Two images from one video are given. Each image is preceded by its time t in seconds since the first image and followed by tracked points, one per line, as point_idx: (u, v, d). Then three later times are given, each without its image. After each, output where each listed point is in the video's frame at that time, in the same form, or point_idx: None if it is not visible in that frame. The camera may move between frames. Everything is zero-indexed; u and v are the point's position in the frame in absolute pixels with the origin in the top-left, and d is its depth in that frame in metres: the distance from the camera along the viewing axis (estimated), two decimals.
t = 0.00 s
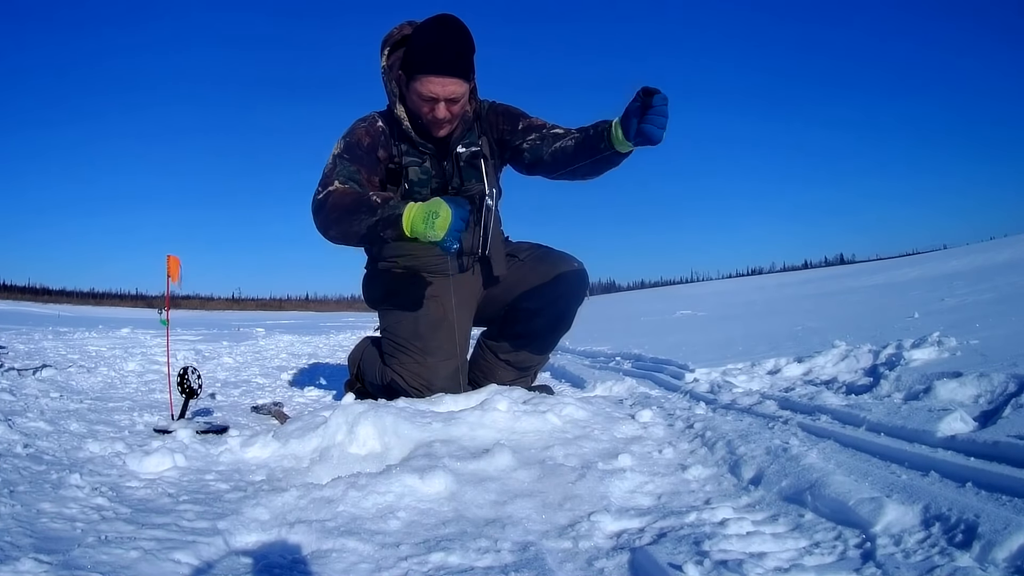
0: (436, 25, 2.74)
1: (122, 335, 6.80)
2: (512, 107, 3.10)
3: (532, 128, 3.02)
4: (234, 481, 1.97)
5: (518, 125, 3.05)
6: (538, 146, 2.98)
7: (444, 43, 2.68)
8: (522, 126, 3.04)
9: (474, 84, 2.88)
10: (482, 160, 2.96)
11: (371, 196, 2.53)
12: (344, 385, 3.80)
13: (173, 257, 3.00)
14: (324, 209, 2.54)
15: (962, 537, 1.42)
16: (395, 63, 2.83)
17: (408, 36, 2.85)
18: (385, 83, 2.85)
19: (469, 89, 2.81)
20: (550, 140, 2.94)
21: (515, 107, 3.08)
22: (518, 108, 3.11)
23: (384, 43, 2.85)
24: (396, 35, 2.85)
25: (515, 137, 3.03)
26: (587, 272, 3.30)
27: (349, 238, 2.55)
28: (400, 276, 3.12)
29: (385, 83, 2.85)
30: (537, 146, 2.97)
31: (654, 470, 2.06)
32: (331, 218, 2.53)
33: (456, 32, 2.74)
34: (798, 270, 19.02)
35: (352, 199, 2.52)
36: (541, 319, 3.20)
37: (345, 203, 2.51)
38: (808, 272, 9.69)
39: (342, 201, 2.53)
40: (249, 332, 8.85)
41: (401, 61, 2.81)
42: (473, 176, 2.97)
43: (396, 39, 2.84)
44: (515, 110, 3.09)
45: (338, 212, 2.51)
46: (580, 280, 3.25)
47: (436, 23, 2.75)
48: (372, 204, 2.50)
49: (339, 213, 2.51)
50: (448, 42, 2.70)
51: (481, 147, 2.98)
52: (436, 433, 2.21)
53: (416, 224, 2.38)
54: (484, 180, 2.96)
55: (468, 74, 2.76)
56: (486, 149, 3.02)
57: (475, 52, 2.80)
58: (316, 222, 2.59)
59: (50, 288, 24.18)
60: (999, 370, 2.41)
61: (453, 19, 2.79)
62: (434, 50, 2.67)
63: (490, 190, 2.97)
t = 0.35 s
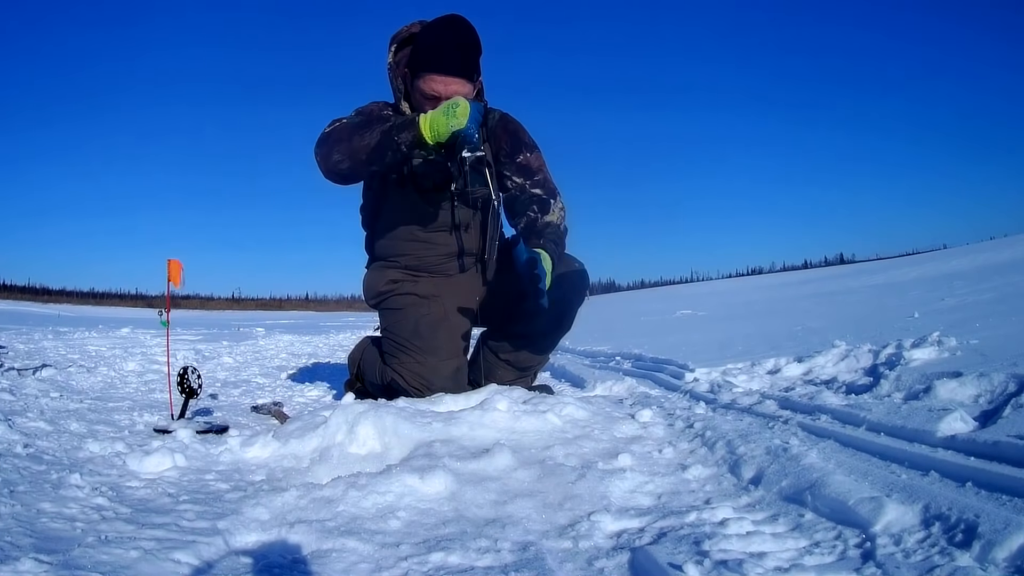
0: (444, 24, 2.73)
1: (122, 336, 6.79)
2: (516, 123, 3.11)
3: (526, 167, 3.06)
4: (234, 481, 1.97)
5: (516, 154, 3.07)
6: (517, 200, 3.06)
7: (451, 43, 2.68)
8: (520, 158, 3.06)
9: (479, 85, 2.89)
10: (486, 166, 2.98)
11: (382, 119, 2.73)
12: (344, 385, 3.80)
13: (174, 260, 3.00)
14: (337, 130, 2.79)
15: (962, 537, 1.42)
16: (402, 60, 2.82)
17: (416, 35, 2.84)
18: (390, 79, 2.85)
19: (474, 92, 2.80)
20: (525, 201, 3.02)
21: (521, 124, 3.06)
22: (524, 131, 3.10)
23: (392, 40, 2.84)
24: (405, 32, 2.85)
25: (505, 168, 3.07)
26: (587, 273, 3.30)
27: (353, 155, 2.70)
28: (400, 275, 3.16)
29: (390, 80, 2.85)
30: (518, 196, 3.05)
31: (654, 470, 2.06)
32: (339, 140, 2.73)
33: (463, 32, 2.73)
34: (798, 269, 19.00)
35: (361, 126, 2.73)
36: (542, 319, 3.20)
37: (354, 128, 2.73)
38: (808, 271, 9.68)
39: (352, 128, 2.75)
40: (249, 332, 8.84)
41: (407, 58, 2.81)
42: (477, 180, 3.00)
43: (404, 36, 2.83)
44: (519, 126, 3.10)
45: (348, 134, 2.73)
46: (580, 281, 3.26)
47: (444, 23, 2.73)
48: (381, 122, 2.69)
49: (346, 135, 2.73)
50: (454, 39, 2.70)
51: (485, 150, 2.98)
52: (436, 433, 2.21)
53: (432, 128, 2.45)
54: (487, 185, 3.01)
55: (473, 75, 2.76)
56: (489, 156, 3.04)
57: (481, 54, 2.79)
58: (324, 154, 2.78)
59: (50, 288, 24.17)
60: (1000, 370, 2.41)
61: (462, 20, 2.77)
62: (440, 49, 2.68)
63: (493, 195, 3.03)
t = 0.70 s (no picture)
0: (440, 26, 2.72)
1: (122, 336, 6.79)
2: (516, 124, 3.07)
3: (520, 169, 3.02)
4: (234, 481, 1.97)
5: (515, 157, 3.02)
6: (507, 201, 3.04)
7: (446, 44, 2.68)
8: (518, 158, 3.02)
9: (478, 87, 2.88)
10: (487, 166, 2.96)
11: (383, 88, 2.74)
12: (344, 385, 3.80)
13: (178, 276, 3.00)
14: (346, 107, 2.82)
15: (962, 537, 1.42)
16: (399, 63, 2.81)
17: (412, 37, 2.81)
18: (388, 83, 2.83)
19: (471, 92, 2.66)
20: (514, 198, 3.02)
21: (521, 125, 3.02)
22: (524, 131, 3.06)
23: (388, 43, 2.84)
24: (400, 34, 2.83)
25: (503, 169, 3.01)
26: (587, 272, 3.30)
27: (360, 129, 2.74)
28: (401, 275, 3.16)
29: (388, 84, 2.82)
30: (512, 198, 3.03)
31: (655, 470, 2.06)
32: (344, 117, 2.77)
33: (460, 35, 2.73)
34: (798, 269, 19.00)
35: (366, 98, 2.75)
36: (542, 318, 3.20)
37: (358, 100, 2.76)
38: (807, 271, 9.68)
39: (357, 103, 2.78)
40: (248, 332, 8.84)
41: (405, 61, 2.79)
42: (477, 181, 2.99)
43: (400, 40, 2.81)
44: (520, 129, 3.05)
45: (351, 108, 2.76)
46: (580, 280, 3.26)
47: (440, 25, 2.73)
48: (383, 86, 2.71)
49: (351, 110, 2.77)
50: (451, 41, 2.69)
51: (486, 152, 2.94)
52: (436, 433, 2.21)
53: (426, 77, 2.45)
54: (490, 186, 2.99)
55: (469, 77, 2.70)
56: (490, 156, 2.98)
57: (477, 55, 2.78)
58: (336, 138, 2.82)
59: (50, 288, 24.18)
60: (1000, 370, 2.41)
61: (458, 21, 2.77)
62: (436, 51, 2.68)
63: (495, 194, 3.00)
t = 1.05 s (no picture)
0: (436, 26, 2.74)
1: (123, 336, 6.79)
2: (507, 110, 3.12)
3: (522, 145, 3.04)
4: (234, 481, 1.97)
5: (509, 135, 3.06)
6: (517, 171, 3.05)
7: (445, 43, 2.68)
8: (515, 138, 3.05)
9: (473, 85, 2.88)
10: (482, 161, 2.93)
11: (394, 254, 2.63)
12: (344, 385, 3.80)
13: (174, 265, 3.00)
14: (354, 244, 2.67)
15: (962, 537, 1.42)
16: (396, 64, 2.81)
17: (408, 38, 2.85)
18: (387, 85, 2.83)
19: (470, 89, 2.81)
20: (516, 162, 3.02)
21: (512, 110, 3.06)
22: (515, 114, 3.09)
23: (385, 44, 2.84)
24: (396, 36, 2.83)
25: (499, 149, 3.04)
26: (587, 272, 3.30)
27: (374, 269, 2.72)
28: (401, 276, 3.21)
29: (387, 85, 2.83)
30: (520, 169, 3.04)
31: (655, 470, 2.06)
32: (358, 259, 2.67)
33: (456, 32, 2.74)
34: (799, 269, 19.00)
35: (380, 247, 2.64)
36: (542, 318, 3.21)
37: (370, 255, 2.64)
38: (807, 271, 9.68)
39: (371, 245, 2.65)
40: (249, 332, 8.86)
41: (402, 61, 2.80)
42: (474, 176, 2.97)
43: (396, 41, 2.83)
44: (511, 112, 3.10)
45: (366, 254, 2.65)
46: (580, 280, 3.25)
47: (436, 24, 2.74)
48: (390, 276, 2.61)
49: (367, 254, 2.65)
50: (449, 39, 2.70)
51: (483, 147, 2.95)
52: (436, 433, 2.21)
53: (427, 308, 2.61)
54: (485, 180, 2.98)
55: (468, 74, 2.76)
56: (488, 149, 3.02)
57: (475, 52, 2.80)
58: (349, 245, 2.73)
59: (50, 289, 24.21)
60: (1000, 370, 2.41)
61: (453, 20, 2.78)
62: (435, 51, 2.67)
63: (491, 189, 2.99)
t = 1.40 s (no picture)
0: (440, 27, 2.74)
1: (122, 335, 6.78)
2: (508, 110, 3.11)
3: (525, 137, 3.00)
4: (234, 481, 1.97)
5: (512, 132, 3.04)
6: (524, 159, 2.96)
7: (448, 46, 2.68)
8: (516, 134, 3.03)
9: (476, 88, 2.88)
10: (482, 163, 2.99)
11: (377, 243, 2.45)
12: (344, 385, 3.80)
13: (172, 270, 3.00)
14: (335, 240, 2.52)
15: (962, 537, 1.42)
16: (399, 64, 2.83)
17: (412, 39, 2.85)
18: (388, 85, 2.84)
19: (471, 92, 2.80)
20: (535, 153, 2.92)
21: (513, 110, 3.07)
22: (516, 112, 3.08)
23: (388, 44, 2.84)
24: (399, 36, 2.84)
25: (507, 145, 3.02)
26: (587, 271, 3.30)
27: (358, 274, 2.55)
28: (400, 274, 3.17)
29: (388, 85, 2.84)
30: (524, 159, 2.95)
31: (654, 470, 2.06)
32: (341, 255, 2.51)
33: (460, 34, 2.74)
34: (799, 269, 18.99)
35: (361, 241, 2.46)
36: (542, 318, 3.20)
37: (353, 248, 2.47)
38: (807, 271, 9.68)
39: (352, 240, 2.48)
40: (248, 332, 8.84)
41: (405, 62, 2.80)
42: (475, 178, 3.00)
43: (399, 41, 2.83)
44: (512, 112, 3.10)
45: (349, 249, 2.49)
46: (580, 280, 3.25)
47: (439, 26, 2.75)
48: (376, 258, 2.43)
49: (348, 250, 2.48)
50: (452, 41, 2.70)
51: (482, 150, 2.98)
52: (436, 433, 2.21)
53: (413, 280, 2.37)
54: (485, 184, 3.02)
55: (471, 78, 2.75)
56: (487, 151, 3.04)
57: (477, 56, 2.80)
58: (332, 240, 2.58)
59: (50, 288, 24.19)
60: (999, 371, 2.41)
61: (458, 22, 2.78)
62: (438, 53, 2.67)
63: (491, 193, 3.04)
